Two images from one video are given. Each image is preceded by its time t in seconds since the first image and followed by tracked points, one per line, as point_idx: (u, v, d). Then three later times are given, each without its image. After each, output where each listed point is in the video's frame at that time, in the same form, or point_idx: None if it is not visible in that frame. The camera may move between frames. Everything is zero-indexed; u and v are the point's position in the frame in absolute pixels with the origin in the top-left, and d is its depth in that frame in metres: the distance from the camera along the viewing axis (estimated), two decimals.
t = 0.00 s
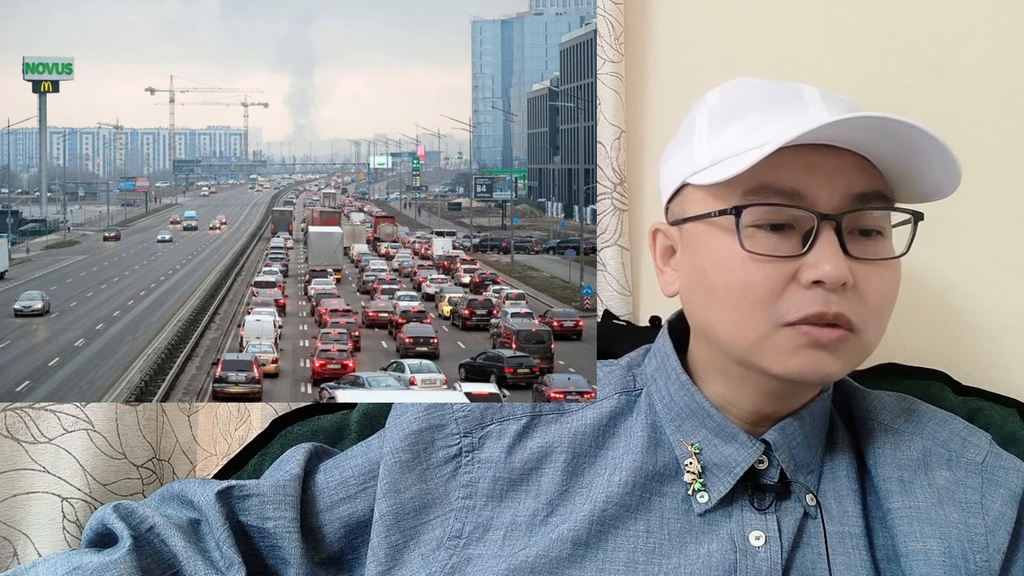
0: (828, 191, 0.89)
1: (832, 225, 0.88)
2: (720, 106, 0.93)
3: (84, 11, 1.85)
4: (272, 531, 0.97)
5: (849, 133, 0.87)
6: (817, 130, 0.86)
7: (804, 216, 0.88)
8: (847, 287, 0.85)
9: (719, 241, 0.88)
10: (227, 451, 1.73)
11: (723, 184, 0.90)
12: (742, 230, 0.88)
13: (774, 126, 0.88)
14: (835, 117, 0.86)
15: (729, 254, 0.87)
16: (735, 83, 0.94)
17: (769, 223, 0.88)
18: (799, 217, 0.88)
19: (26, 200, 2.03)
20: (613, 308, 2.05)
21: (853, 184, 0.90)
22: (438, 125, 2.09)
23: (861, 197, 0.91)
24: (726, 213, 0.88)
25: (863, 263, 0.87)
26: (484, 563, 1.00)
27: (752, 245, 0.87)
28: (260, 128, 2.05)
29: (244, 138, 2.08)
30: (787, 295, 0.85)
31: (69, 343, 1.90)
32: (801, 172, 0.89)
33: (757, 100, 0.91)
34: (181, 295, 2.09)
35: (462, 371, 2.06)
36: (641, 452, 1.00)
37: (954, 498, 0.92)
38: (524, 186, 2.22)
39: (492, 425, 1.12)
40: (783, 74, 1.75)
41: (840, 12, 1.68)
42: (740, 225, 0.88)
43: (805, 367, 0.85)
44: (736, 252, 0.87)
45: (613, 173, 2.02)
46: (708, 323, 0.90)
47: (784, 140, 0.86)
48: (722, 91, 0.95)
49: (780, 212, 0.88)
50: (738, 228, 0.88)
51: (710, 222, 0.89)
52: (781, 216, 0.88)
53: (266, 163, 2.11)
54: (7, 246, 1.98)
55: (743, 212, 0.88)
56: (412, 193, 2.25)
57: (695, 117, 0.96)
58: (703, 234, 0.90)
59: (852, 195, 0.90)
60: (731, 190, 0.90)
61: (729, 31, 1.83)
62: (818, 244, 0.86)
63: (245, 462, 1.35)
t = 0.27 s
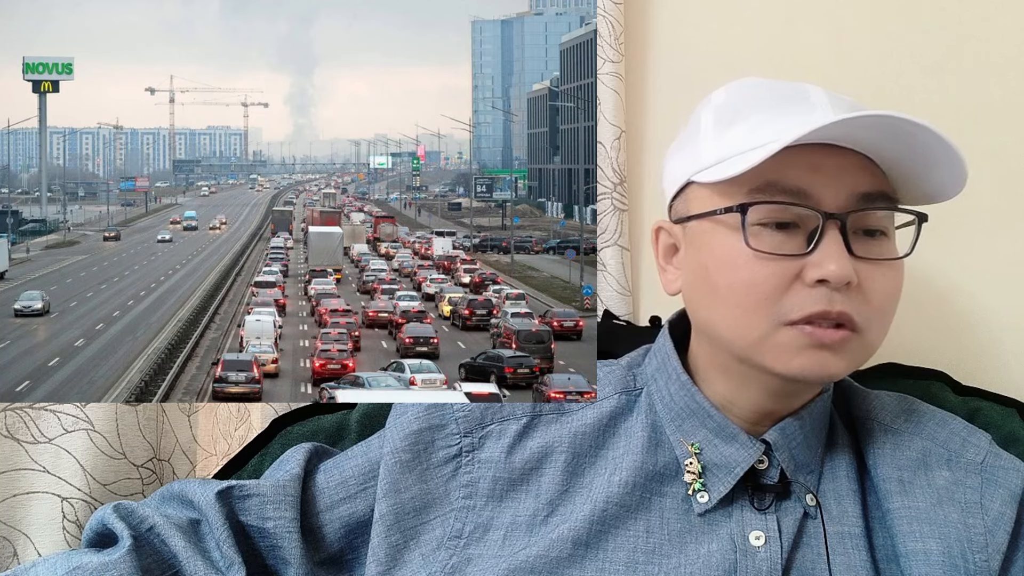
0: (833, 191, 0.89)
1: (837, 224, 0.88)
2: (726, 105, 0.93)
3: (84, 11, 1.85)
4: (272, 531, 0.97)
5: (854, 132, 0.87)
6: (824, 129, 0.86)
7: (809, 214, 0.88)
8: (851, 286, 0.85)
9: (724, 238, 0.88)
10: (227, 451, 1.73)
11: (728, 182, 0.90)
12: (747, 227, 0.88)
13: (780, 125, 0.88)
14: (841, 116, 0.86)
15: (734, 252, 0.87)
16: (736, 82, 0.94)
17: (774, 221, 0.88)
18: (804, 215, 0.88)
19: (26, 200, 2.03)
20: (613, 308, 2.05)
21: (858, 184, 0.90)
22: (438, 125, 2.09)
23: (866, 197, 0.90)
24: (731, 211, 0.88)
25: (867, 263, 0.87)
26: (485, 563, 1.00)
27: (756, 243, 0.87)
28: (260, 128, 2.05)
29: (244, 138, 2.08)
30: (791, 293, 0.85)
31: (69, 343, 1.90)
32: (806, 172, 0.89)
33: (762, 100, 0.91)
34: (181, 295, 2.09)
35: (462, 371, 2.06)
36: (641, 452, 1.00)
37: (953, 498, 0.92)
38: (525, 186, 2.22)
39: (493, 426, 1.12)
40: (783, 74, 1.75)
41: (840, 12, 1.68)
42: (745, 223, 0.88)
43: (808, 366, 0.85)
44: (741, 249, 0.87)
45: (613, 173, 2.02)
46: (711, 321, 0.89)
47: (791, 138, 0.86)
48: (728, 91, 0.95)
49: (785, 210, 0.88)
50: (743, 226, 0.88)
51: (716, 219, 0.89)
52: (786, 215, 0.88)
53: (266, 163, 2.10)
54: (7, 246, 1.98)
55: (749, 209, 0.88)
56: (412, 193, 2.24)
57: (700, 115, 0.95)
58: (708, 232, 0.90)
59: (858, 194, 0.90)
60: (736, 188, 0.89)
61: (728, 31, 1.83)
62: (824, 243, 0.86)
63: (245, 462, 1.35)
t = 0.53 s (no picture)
0: (828, 188, 0.89)
1: (830, 220, 0.88)
2: (722, 105, 0.92)
3: (84, 11, 1.85)
4: (272, 531, 0.97)
5: (846, 129, 0.87)
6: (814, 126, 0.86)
7: (802, 211, 0.88)
8: (844, 282, 0.84)
9: (718, 237, 0.89)
10: (227, 451, 1.73)
11: (723, 181, 0.90)
12: (740, 225, 0.88)
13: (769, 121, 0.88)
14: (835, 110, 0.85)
15: (727, 250, 0.87)
16: (736, 82, 0.93)
17: (768, 219, 0.88)
18: (797, 212, 0.88)
19: (26, 200, 2.03)
20: (613, 308, 2.05)
21: (853, 181, 0.90)
22: (438, 125, 2.09)
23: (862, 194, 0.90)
24: (724, 209, 0.89)
25: (863, 258, 0.86)
26: (485, 563, 1.00)
27: (749, 240, 0.87)
28: (260, 128, 2.05)
29: (244, 138, 2.08)
30: (786, 289, 0.84)
31: (69, 343, 1.90)
32: (801, 169, 0.89)
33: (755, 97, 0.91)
34: (181, 295, 2.09)
35: (462, 371, 2.06)
36: (641, 452, 1.00)
37: (954, 498, 0.92)
38: (524, 186, 2.22)
39: (493, 426, 1.13)
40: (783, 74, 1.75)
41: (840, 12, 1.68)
42: (738, 221, 0.88)
43: (805, 361, 0.84)
44: (734, 248, 0.87)
45: (613, 173, 2.02)
46: (707, 320, 0.90)
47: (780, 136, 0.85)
48: (724, 91, 0.94)
49: (778, 208, 0.88)
50: (737, 224, 0.88)
51: (710, 219, 0.90)
52: (780, 212, 0.88)
53: (266, 162, 2.10)
54: (7, 246, 1.98)
55: (741, 207, 0.88)
56: (412, 193, 2.24)
57: (697, 116, 0.95)
58: (703, 231, 0.90)
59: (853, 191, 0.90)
60: (730, 187, 0.90)
61: (728, 31, 1.83)
62: (817, 240, 0.86)
63: (245, 462, 1.35)
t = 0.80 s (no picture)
0: (770, 168, 0.87)
1: (777, 199, 0.85)
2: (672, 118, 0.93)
3: (84, 11, 1.85)
4: (272, 531, 0.97)
5: (777, 109, 0.88)
6: (739, 105, 0.86)
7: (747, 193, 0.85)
8: (796, 255, 0.82)
9: (669, 232, 0.87)
10: (227, 451, 1.73)
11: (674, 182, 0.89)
12: (688, 218, 0.86)
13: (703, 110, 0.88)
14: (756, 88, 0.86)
15: (678, 243, 0.86)
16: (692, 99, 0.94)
17: (715, 205, 0.86)
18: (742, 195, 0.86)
19: (26, 200, 2.03)
20: (613, 308, 2.05)
21: (798, 160, 0.89)
22: (438, 125, 2.09)
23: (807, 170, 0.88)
24: (671, 206, 0.88)
25: (817, 230, 0.84)
26: (485, 563, 1.00)
27: (697, 230, 0.85)
28: (260, 128, 2.05)
29: (244, 138, 2.08)
30: (739, 272, 0.83)
31: (69, 343, 1.90)
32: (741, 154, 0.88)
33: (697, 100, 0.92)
34: (181, 295, 2.09)
35: (463, 371, 2.06)
36: (640, 451, 1.00)
37: (953, 498, 0.92)
38: (525, 186, 2.23)
39: (493, 425, 1.13)
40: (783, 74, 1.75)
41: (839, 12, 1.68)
42: (685, 214, 0.87)
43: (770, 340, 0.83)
44: (684, 240, 0.86)
45: (613, 173, 2.02)
46: (674, 315, 0.88)
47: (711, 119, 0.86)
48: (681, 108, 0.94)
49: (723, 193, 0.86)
50: (687, 218, 0.86)
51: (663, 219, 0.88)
52: (727, 198, 0.86)
53: (266, 163, 2.11)
54: (7, 246, 1.98)
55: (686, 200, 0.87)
56: (412, 193, 2.24)
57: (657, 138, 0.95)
58: (658, 231, 0.89)
59: (799, 169, 0.88)
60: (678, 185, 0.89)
61: (728, 31, 1.83)
62: (762, 218, 0.84)
63: (245, 463, 1.35)
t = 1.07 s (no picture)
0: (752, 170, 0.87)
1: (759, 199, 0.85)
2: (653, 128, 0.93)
3: (84, 11, 1.86)
4: (272, 531, 0.97)
5: (763, 112, 0.87)
6: (723, 108, 0.86)
7: (728, 198, 0.86)
8: (779, 255, 0.82)
9: (656, 240, 0.87)
10: (227, 451, 1.73)
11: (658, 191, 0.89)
12: (674, 225, 0.86)
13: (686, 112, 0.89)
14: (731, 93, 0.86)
15: (665, 250, 0.86)
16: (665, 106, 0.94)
17: (699, 211, 0.86)
18: (723, 199, 0.86)
19: (27, 200, 2.03)
20: (613, 308, 2.05)
21: (778, 161, 0.88)
22: (438, 125, 2.08)
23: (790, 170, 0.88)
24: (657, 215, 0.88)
25: (800, 229, 0.83)
26: (485, 563, 1.00)
27: (684, 236, 0.85)
28: (260, 128, 2.05)
29: (244, 138, 2.08)
30: (724, 275, 0.82)
31: (69, 343, 1.90)
32: (720, 159, 0.88)
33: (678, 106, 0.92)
34: (180, 295, 2.08)
35: (462, 371, 2.06)
36: (640, 451, 1.00)
37: (954, 497, 0.92)
38: (524, 186, 2.22)
39: (493, 426, 1.13)
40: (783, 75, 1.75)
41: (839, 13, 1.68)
42: (671, 223, 0.87)
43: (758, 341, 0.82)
44: (670, 246, 0.86)
45: (613, 173, 2.01)
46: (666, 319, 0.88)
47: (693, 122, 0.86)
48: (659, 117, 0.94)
49: (705, 199, 0.86)
50: (672, 224, 0.87)
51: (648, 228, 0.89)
52: (710, 203, 0.86)
53: (266, 163, 2.11)
54: (7, 246, 1.98)
55: (671, 208, 0.87)
56: (412, 193, 2.26)
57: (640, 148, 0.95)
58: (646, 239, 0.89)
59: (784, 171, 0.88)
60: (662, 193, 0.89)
61: (728, 31, 1.83)
62: (744, 220, 0.84)
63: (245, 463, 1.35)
